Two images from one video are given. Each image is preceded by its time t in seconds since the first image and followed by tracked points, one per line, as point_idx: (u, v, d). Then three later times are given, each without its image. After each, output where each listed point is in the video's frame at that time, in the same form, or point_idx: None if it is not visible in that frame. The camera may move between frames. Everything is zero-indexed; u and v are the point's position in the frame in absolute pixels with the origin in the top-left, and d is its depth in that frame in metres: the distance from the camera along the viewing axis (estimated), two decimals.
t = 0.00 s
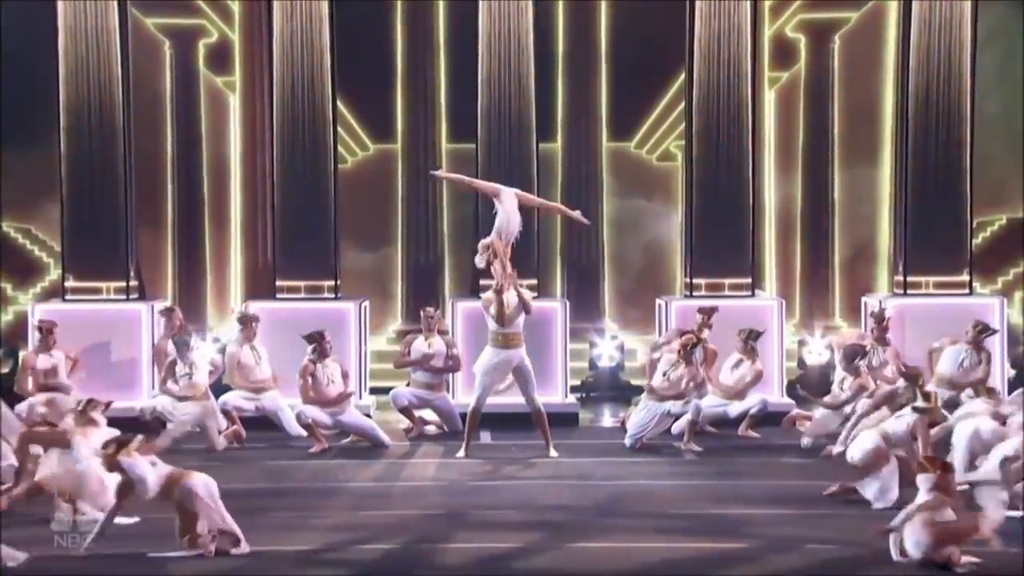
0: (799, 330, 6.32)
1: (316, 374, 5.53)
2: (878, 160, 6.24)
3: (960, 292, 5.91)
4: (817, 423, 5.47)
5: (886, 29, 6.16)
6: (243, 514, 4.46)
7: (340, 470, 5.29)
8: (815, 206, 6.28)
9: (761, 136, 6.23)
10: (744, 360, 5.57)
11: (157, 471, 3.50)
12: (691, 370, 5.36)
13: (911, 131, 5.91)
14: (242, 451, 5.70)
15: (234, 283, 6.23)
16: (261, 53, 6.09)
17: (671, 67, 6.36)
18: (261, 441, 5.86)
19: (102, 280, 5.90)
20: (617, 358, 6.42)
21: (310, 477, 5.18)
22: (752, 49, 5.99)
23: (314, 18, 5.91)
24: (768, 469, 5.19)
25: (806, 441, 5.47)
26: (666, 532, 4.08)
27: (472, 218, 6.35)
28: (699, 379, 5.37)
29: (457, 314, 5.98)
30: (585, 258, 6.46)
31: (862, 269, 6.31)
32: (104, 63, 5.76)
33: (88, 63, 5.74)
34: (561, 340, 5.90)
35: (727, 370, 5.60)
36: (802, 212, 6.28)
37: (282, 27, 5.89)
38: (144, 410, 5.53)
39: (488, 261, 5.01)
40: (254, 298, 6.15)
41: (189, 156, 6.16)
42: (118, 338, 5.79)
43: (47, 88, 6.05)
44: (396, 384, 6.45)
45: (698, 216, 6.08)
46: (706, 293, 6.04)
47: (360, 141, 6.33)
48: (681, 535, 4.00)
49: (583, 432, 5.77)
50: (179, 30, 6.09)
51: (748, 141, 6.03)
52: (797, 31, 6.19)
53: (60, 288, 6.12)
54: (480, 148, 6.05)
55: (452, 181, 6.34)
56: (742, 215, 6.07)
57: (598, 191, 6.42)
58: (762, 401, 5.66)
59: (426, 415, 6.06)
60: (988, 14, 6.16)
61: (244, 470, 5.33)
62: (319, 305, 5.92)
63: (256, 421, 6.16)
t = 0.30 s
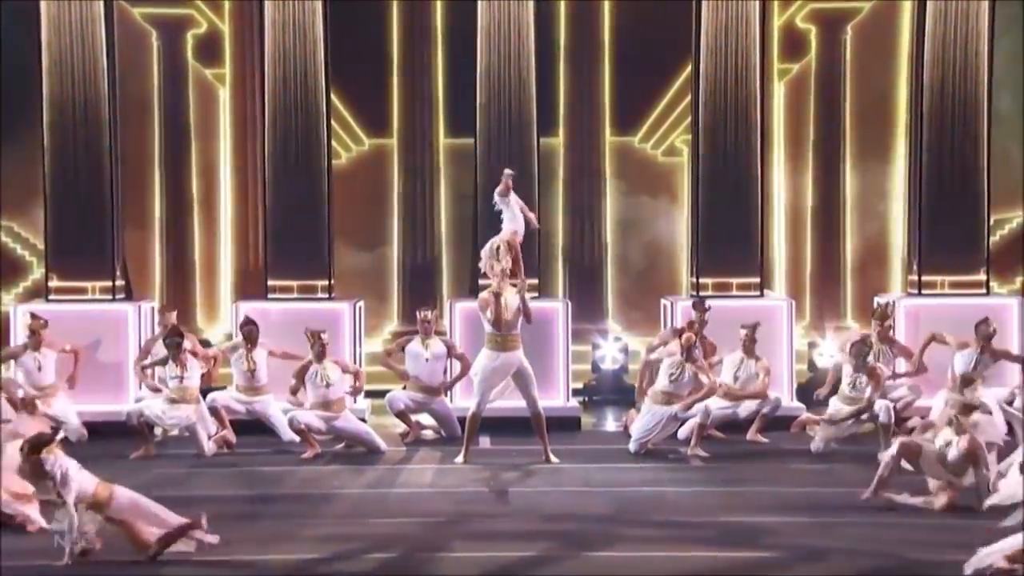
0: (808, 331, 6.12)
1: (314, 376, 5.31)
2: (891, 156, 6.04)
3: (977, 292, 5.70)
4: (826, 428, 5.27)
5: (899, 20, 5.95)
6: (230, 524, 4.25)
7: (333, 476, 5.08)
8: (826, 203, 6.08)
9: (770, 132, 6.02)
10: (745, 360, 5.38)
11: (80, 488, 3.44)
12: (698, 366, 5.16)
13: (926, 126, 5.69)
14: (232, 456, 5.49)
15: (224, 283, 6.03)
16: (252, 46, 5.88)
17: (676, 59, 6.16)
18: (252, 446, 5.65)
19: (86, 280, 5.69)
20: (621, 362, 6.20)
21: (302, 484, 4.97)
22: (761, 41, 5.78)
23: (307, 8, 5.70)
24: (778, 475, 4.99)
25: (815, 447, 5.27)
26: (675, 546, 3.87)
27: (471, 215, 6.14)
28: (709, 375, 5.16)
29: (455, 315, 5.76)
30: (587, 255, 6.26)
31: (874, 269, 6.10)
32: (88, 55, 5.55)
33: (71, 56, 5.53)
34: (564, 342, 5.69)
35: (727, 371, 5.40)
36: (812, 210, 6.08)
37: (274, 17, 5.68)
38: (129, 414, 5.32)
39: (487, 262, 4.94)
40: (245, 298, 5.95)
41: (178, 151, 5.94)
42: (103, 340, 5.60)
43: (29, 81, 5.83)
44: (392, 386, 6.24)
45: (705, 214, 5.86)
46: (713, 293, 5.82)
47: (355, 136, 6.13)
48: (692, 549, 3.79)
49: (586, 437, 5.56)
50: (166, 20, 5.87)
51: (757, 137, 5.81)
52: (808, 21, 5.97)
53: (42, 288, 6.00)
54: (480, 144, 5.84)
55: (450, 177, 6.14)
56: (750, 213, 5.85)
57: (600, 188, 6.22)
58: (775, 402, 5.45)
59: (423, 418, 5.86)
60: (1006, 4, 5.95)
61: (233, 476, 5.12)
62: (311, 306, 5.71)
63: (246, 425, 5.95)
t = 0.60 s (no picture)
0: (817, 333, 5.94)
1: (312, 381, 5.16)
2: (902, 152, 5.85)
3: (993, 293, 5.51)
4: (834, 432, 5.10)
5: (911, 12, 5.77)
6: (217, 534, 4.07)
7: (326, 483, 4.90)
8: (834, 201, 5.89)
9: (776, 127, 5.84)
10: (742, 361, 5.17)
11: None
12: (697, 363, 4.99)
13: (938, 122, 5.51)
14: (223, 461, 5.30)
15: (213, 284, 5.84)
16: (243, 39, 5.71)
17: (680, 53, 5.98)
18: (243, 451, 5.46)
19: (71, 280, 5.50)
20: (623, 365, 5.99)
21: (294, 491, 4.79)
22: (768, 33, 5.60)
23: None
24: (788, 482, 4.80)
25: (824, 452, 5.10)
26: (683, 559, 3.69)
27: (469, 213, 5.96)
28: (709, 371, 5.00)
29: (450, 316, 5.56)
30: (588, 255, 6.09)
31: (885, 270, 5.91)
32: (72, 47, 5.37)
33: (55, 48, 5.35)
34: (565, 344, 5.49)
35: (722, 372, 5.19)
36: (820, 208, 5.89)
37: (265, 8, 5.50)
38: (114, 418, 5.13)
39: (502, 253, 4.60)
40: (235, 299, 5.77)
41: (166, 147, 5.76)
42: (88, 342, 5.42)
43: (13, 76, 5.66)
44: (387, 389, 6.05)
45: (710, 211, 5.67)
46: (718, 294, 5.63)
47: (348, 131, 5.94)
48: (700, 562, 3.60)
49: (587, 442, 5.37)
50: (153, 11, 5.70)
51: (763, 132, 5.63)
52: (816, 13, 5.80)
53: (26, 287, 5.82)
54: (477, 141, 5.65)
55: (447, 174, 5.95)
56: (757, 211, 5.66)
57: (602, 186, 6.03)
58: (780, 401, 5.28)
59: (420, 423, 5.67)
60: None
61: (222, 482, 4.93)
62: (304, 307, 5.52)
63: (237, 429, 5.76)
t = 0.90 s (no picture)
0: (824, 335, 5.76)
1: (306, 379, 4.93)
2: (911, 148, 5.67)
3: (1007, 293, 5.33)
4: (841, 437, 4.91)
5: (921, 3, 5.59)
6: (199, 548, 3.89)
7: (315, 490, 4.70)
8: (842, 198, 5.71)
9: (782, 122, 5.66)
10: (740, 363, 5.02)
11: None
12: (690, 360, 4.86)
13: (950, 115, 5.33)
14: (209, 468, 5.11)
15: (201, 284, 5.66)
16: (230, 31, 5.53)
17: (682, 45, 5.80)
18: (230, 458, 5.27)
19: (51, 280, 5.32)
20: (624, 367, 5.78)
21: (282, 499, 4.60)
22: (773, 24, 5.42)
23: None
24: (796, 490, 4.61)
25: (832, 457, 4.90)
26: None
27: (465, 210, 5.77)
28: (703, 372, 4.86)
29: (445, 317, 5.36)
30: (588, 253, 5.89)
31: (894, 270, 5.73)
32: (52, 39, 5.19)
33: (34, 40, 5.17)
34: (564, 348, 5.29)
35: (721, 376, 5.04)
36: (827, 205, 5.71)
37: None
38: (96, 423, 4.94)
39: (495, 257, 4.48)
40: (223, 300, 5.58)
41: (150, 143, 5.57)
42: (69, 345, 5.23)
43: None
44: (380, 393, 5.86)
45: (713, 207, 5.48)
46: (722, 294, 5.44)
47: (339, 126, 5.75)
48: None
49: (586, 448, 5.18)
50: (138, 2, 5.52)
51: (769, 127, 5.45)
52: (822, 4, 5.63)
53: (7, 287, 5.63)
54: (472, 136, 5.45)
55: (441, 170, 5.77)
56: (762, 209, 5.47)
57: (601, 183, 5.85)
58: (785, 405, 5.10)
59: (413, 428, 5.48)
60: None
61: (207, 489, 4.74)
62: (293, 308, 5.33)
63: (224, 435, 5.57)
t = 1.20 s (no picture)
0: (831, 337, 5.59)
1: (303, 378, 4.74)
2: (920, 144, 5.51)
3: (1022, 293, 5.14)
4: (846, 442, 4.69)
5: None
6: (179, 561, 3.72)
7: (303, 497, 4.52)
8: (850, 194, 5.53)
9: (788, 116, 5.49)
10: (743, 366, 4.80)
11: None
12: (684, 359, 4.67)
13: (964, 109, 5.15)
14: (195, 474, 4.93)
15: (187, 282, 5.50)
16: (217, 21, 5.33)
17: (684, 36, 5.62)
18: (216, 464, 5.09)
19: (31, 280, 5.13)
20: (624, 370, 5.61)
21: (268, 507, 4.42)
22: (779, 15, 5.24)
23: None
24: (804, 498, 4.43)
25: (841, 462, 4.69)
26: None
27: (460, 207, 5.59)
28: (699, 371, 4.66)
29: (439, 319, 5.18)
30: (589, 252, 5.67)
31: (904, 269, 5.55)
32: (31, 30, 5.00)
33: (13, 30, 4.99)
34: (561, 352, 5.11)
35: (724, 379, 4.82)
36: (835, 202, 5.54)
37: None
38: (79, 426, 4.75)
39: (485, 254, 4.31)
40: (210, 301, 5.41)
41: (133, 138, 5.38)
42: (49, 346, 5.04)
43: None
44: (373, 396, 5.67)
45: (716, 204, 5.29)
46: (727, 295, 5.25)
47: (330, 121, 5.57)
48: None
49: (585, 453, 5.00)
50: None
51: (774, 121, 5.26)
52: None
53: None
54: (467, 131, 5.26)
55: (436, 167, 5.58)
56: (769, 206, 5.28)
57: (601, 179, 5.67)
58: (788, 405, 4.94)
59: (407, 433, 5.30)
60: None
61: (192, 495, 4.56)
62: (282, 308, 5.15)
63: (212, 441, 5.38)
